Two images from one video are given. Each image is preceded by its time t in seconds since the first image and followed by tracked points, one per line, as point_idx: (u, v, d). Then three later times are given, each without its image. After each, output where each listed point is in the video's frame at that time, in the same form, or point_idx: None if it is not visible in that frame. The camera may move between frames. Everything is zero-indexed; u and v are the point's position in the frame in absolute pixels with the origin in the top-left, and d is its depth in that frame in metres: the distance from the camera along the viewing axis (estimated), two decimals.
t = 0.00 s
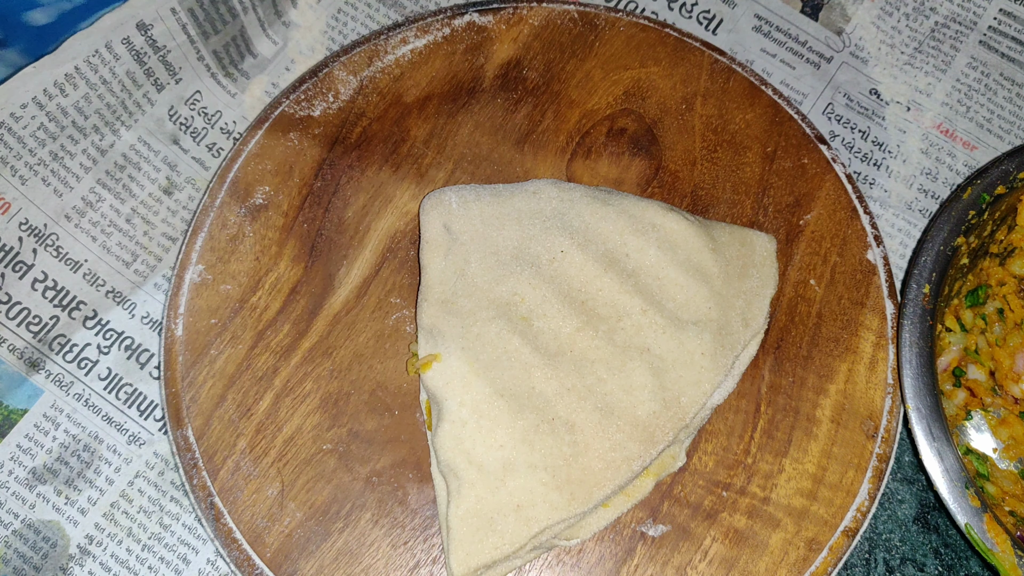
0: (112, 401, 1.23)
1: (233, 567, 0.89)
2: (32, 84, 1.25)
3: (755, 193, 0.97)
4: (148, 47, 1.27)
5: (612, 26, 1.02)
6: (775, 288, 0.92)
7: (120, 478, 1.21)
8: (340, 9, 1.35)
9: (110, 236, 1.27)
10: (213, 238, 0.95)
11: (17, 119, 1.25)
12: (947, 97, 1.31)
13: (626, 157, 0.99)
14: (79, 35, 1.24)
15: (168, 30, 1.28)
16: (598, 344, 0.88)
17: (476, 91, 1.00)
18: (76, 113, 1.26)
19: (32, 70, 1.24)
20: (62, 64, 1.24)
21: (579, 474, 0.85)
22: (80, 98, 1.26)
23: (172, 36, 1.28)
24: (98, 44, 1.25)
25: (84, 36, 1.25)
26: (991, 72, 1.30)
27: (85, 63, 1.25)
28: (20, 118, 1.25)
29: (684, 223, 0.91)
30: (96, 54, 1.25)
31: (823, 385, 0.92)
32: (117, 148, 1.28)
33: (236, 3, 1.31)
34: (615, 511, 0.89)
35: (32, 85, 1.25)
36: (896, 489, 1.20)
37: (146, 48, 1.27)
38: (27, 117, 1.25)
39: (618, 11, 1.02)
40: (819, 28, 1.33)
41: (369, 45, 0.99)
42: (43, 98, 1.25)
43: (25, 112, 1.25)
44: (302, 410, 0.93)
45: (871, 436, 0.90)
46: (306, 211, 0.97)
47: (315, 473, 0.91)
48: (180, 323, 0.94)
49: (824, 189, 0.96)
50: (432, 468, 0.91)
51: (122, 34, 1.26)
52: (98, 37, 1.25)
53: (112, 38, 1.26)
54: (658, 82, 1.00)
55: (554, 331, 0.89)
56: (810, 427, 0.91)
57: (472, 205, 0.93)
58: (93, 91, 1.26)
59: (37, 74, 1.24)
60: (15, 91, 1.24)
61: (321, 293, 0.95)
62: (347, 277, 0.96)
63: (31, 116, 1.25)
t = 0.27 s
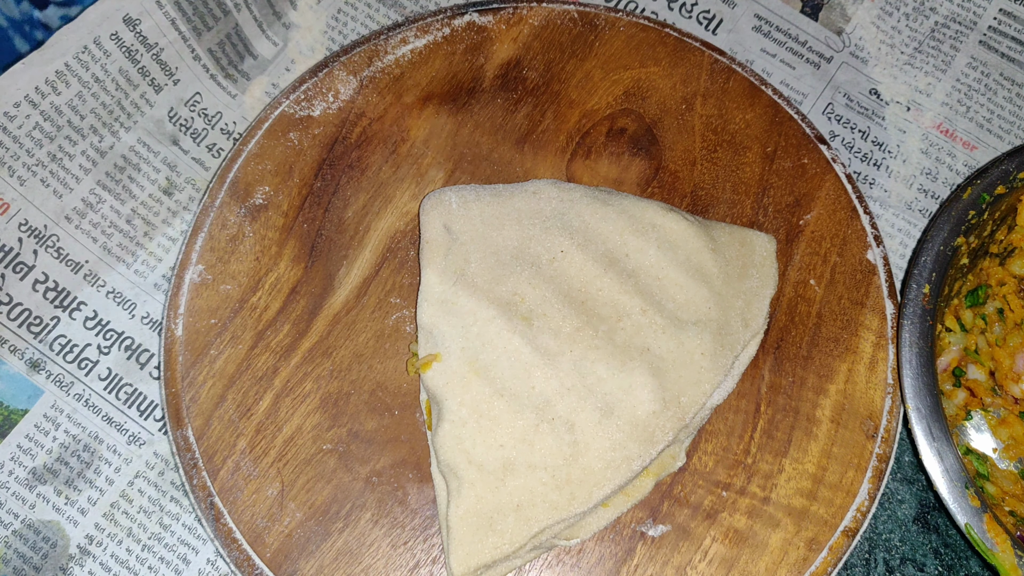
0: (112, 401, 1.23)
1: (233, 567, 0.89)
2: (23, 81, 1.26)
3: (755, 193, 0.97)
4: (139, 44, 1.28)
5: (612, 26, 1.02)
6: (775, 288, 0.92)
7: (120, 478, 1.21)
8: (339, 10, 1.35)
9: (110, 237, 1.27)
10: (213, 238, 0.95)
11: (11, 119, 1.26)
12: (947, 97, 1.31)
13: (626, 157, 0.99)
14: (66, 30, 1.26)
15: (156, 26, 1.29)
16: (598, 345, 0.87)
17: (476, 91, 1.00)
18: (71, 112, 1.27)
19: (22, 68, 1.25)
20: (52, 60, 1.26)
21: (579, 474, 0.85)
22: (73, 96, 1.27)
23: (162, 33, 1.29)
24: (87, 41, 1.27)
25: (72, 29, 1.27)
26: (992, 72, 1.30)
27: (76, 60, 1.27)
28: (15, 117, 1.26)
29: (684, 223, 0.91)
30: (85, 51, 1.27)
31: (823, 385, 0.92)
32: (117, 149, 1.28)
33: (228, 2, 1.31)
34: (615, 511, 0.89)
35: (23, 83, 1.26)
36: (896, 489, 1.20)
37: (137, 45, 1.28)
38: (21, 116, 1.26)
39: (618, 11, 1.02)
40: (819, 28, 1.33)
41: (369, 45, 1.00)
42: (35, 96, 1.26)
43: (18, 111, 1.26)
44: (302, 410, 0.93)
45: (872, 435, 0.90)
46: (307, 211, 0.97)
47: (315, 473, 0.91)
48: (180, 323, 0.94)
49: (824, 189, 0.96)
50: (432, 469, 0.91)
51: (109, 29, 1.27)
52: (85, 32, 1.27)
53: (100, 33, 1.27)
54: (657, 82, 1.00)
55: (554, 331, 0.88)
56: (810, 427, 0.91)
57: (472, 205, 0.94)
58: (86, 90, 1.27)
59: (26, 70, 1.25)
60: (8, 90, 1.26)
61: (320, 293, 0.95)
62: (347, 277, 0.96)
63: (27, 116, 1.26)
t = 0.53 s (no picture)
0: (112, 401, 1.23)
1: (233, 567, 0.89)
2: (18, 80, 1.25)
3: (756, 192, 0.97)
4: (134, 42, 1.27)
5: (612, 25, 1.02)
6: (776, 288, 0.92)
7: (120, 478, 1.21)
8: (339, 9, 1.35)
9: (110, 237, 1.27)
10: (213, 237, 0.95)
11: (8, 119, 1.25)
12: (947, 96, 1.31)
13: (626, 156, 0.99)
14: (60, 26, 1.25)
15: (151, 23, 1.27)
16: (598, 344, 0.87)
17: (476, 91, 1.00)
18: (68, 111, 1.26)
19: (16, 67, 1.24)
20: (46, 58, 1.25)
21: (579, 474, 0.85)
22: (70, 95, 1.26)
23: (157, 30, 1.28)
24: (80, 37, 1.26)
25: (65, 26, 1.25)
26: (993, 72, 1.30)
27: (71, 58, 1.26)
28: (11, 116, 1.25)
29: (684, 224, 0.91)
30: (79, 48, 1.26)
31: (823, 385, 0.92)
32: (116, 149, 1.28)
33: None
34: (615, 511, 0.89)
35: (18, 82, 1.25)
36: (896, 489, 1.20)
37: (132, 43, 1.27)
38: (17, 116, 1.25)
39: (618, 10, 1.02)
40: (819, 28, 1.33)
41: (368, 44, 0.99)
42: (31, 95, 1.25)
43: (15, 110, 1.25)
44: (302, 410, 0.93)
45: (872, 436, 0.90)
46: (306, 211, 0.97)
47: (315, 472, 0.91)
48: (180, 323, 0.93)
49: (824, 189, 0.96)
50: (432, 468, 0.91)
51: (102, 27, 1.26)
52: (78, 29, 1.25)
53: (93, 30, 1.26)
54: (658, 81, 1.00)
55: (554, 331, 0.88)
56: (810, 427, 0.91)
57: (472, 204, 0.93)
58: (82, 89, 1.27)
59: (22, 69, 1.24)
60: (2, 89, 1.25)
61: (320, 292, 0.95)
62: (347, 277, 0.96)
63: (24, 115, 1.25)
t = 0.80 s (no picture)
0: (112, 401, 1.23)
1: (233, 567, 0.89)
2: (20, 80, 1.25)
3: (755, 193, 0.97)
4: (136, 42, 1.28)
5: (612, 26, 1.02)
6: (775, 288, 0.92)
7: (120, 478, 1.21)
8: (340, 10, 1.35)
9: (110, 237, 1.27)
10: (213, 237, 0.95)
11: (10, 119, 1.25)
12: (947, 96, 1.31)
13: (626, 157, 0.99)
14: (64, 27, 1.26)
15: (152, 24, 1.28)
16: (598, 344, 0.88)
17: (476, 91, 1.00)
18: (69, 112, 1.27)
19: (19, 67, 1.25)
20: (49, 59, 1.25)
21: (579, 473, 0.85)
22: (71, 95, 1.27)
23: (159, 31, 1.28)
24: (83, 38, 1.26)
25: (69, 27, 1.25)
26: (992, 72, 1.30)
27: (73, 58, 1.26)
28: (13, 117, 1.25)
29: (684, 223, 0.91)
30: (82, 50, 1.26)
31: (823, 385, 0.92)
32: (117, 149, 1.28)
33: None
34: (615, 510, 0.89)
35: (21, 82, 1.25)
36: (896, 489, 1.20)
37: (134, 44, 1.28)
38: (19, 116, 1.26)
39: (618, 11, 1.02)
40: (819, 28, 1.33)
41: (369, 45, 1.00)
42: (33, 95, 1.25)
43: (17, 110, 1.25)
44: (302, 410, 0.93)
45: (872, 435, 0.90)
46: (306, 211, 0.97)
47: (315, 472, 0.91)
48: (181, 323, 0.94)
49: (824, 189, 0.96)
50: (432, 468, 0.91)
51: (106, 28, 1.26)
52: (81, 30, 1.26)
53: (96, 32, 1.26)
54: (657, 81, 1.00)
55: (554, 331, 0.89)
56: (810, 427, 0.91)
57: (472, 205, 0.93)
58: (84, 89, 1.27)
59: (24, 69, 1.25)
60: (5, 89, 1.25)
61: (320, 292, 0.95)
62: (347, 277, 0.96)
63: (25, 116, 1.25)
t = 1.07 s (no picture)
0: (112, 401, 1.23)
1: (233, 567, 0.89)
2: (20, 80, 1.25)
3: (755, 193, 0.97)
4: (136, 43, 1.28)
5: (612, 26, 1.02)
6: (775, 288, 0.92)
7: (120, 478, 1.21)
8: (340, 10, 1.35)
9: (110, 237, 1.27)
10: (213, 237, 0.95)
11: (10, 119, 1.25)
12: (947, 96, 1.31)
13: (626, 157, 0.99)
14: (64, 26, 1.26)
15: (153, 24, 1.28)
16: (598, 344, 0.88)
17: (476, 91, 1.00)
18: (69, 112, 1.27)
19: (19, 67, 1.25)
20: (49, 59, 1.25)
21: (579, 473, 0.85)
22: (72, 95, 1.27)
23: (159, 31, 1.28)
24: (84, 38, 1.26)
25: (69, 27, 1.26)
26: (991, 72, 1.30)
27: (73, 58, 1.26)
28: (13, 117, 1.25)
29: (684, 223, 0.91)
30: (82, 50, 1.26)
31: (823, 384, 0.92)
32: (117, 149, 1.28)
33: None
34: (615, 510, 0.89)
35: (21, 82, 1.25)
36: (896, 488, 1.20)
37: (135, 44, 1.28)
38: (19, 116, 1.26)
39: (618, 11, 1.02)
40: (819, 29, 1.33)
41: (369, 45, 1.00)
42: (33, 95, 1.25)
43: (17, 110, 1.25)
44: (302, 410, 0.93)
45: (872, 435, 0.90)
46: (306, 211, 0.97)
47: (315, 472, 0.91)
48: (181, 323, 0.94)
49: (824, 189, 0.96)
50: (432, 468, 0.91)
51: (107, 28, 1.26)
52: (82, 30, 1.26)
53: (96, 32, 1.26)
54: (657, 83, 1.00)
55: (553, 330, 0.89)
56: (810, 427, 0.91)
57: (472, 204, 0.93)
58: (84, 89, 1.27)
59: (25, 69, 1.25)
60: (5, 89, 1.25)
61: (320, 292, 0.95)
62: (347, 277, 0.96)
63: (26, 116, 1.25)
